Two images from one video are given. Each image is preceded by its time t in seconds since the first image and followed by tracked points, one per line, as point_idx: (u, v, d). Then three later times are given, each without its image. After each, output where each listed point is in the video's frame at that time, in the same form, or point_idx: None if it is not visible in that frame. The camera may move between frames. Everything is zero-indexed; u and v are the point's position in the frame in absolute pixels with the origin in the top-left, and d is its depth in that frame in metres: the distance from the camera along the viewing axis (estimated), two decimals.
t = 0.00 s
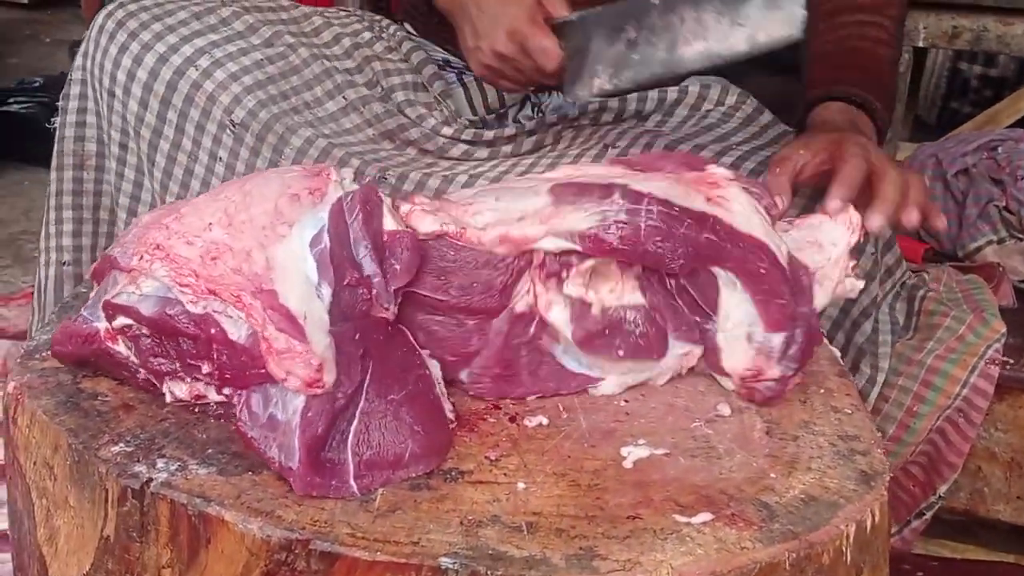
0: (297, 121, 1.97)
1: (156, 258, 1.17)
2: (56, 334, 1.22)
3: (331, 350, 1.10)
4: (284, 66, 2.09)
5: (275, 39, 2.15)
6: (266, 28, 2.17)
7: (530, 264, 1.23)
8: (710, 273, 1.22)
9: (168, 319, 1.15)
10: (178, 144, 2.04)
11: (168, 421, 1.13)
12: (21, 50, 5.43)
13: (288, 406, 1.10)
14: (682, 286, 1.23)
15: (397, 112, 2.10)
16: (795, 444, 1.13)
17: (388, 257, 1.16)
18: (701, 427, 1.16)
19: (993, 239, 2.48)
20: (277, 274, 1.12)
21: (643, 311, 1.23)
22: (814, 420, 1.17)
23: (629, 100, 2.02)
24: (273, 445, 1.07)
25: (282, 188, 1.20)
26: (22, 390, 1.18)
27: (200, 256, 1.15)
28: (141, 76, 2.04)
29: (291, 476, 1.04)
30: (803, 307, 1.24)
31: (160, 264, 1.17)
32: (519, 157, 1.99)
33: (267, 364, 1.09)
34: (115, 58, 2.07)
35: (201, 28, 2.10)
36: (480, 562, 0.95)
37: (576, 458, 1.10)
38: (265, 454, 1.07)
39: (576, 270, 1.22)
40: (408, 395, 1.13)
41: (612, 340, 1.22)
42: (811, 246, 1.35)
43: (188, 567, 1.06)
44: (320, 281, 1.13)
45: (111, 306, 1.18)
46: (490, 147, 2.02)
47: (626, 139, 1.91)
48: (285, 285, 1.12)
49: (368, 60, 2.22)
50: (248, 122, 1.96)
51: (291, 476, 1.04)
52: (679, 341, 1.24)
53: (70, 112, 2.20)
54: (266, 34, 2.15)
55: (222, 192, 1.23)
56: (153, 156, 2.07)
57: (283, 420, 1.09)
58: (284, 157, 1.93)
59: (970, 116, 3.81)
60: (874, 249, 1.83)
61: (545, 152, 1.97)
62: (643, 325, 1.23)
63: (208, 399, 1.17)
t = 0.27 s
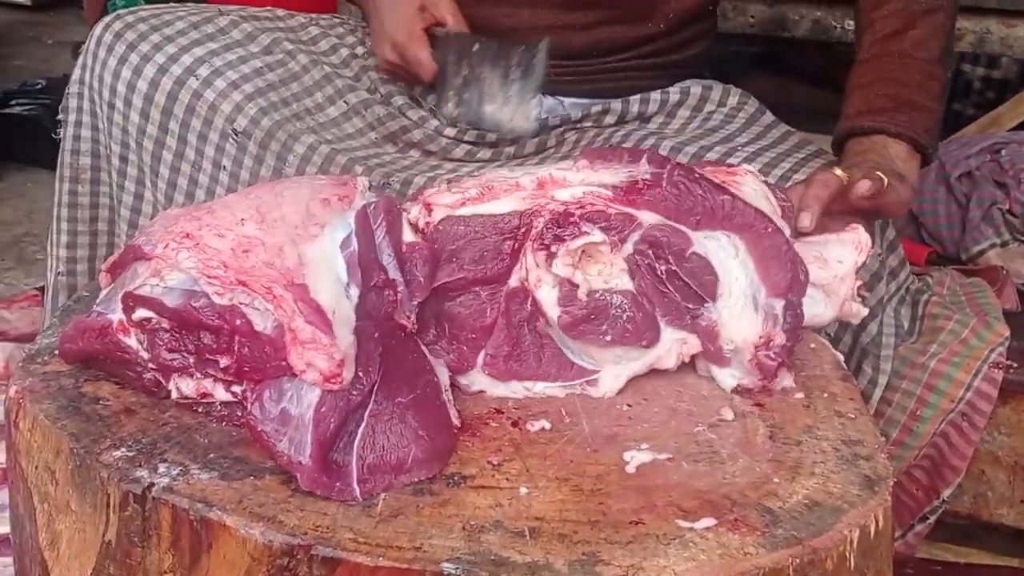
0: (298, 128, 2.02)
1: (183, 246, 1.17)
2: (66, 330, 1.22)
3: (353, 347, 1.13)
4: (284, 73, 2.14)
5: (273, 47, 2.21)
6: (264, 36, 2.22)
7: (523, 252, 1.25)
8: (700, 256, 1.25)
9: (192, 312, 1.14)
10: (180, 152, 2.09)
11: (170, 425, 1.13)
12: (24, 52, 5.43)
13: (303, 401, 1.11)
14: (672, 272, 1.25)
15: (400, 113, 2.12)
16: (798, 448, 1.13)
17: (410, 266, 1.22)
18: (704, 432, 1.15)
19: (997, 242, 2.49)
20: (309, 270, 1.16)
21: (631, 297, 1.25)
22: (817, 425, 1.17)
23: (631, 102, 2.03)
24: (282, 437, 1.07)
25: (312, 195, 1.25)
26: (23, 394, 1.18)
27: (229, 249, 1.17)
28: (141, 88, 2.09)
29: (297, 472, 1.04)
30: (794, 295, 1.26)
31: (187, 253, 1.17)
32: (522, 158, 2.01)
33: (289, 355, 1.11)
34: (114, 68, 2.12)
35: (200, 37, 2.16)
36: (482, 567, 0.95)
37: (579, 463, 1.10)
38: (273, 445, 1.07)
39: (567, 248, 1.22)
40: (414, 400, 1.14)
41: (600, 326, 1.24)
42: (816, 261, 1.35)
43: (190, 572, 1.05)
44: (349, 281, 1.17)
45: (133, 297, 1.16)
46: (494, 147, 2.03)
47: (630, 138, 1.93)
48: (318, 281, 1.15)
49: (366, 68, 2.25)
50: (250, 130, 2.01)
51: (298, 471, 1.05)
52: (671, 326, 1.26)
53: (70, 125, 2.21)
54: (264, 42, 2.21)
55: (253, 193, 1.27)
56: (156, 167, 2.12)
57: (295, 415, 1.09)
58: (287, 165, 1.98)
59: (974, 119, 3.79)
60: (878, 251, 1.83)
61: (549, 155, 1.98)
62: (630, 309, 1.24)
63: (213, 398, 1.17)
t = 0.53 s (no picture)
0: (299, 130, 2.03)
1: (187, 247, 1.18)
2: (73, 329, 1.21)
3: (356, 348, 1.14)
4: (285, 78, 2.17)
5: (274, 52, 2.24)
6: (265, 42, 2.26)
7: (524, 242, 1.26)
8: (700, 243, 1.25)
9: (197, 311, 1.15)
10: (182, 157, 2.12)
11: (175, 426, 1.14)
12: (27, 54, 5.44)
13: (307, 400, 1.11)
14: (672, 261, 1.25)
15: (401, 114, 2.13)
16: (800, 450, 1.13)
17: (416, 269, 1.22)
18: (706, 434, 1.16)
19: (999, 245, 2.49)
20: (313, 272, 1.16)
21: (630, 281, 1.25)
22: (820, 426, 1.17)
23: (632, 104, 2.03)
24: (286, 437, 1.08)
25: (317, 196, 1.26)
26: (28, 395, 1.18)
27: (234, 249, 1.17)
28: (142, 93, 2.13)
29: (301, 470, 1.05)
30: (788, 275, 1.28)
31: (191, 254, 1.17)
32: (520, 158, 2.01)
33: (293, 354, 1.11)
34: (116, 74, 2.16)
35: (201, 43, 2.20)
36: (485, 567, 0.95)
37: (582, 465, 1.10)
38: (277, 444, 1.08)
39: (568, 230, 1.24)
40: (419, 401, 1.14)
41: (600, 311, 1.25)
42: (817, 260, 1.36)
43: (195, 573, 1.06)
44: (353, 282, 1.18)
45: (139, 297, 1.18)
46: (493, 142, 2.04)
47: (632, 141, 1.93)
48: (321, 280, 1.16)
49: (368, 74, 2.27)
50: (251, 134, 2.03)
51: (301, 470, 1.05)
52: (671, 315, 1.27)
53: (70, 131, 2.24)
54: (265, 48, 2.24)
55: (258, 195, 1.27)
56: (158, 173, 2.15)
57: (300, 414, 1.10)
58: (289, 168, 1.99)
59: (975, 121, 3.81)
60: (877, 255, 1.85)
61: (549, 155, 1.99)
62: (629, 294, 1.25)
63: (218, 399, 1.17)
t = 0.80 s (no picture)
0: (300, 133, 2.03)
1: (191, 248, 1.18)
2: (76, 330, 1.22)
3: (362, 347, 1.14)
4: (284, 82, 2.18)
5: (273, 57, 2.25)
6: (264, 46, 2.27)
7: (523, 239, 1.28)
8: (700, 240, 1.27)
9: (201, 311, 1.16)
10: (182, 161, 2.13)
11: (177, 427, 1.14)
12: (28, 56, 5.45)
13: (311, 399, 1.12)
14: (671, 259, 1.27)
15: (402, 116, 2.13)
16: (800, 452, 1.13)
17: (419, 270, 1.24)
18: (707, 436, 1.16)
19: (999, 248, 2.50)
20: (317, 270, 1.17)
21: (629, 278, 1.27)
22: (820, 429, 1.18)
23: (630, 104, 2.03)
24: (289, 436, 1.08)
25: (320, 197, 1.25)
26: (29, 395, 1.18)
27: (238, 250, 1.18)
28: (142, 97, 2.14)
29: (304, 469, 1.05)
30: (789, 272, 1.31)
31: (195, 254, 1.18)
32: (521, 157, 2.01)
33: (297, 354, 1.12)
34: (115, 79, 2.18)
35: (200, 47, 2.20)
36: (486, 568, 0.95)
37: (583, 467, 1.10)
38: (280, 444, 1.08)
39: (566, 226, 1.26)
40: (421, 401, 1.15)
41: (598, 308, 1.27)
42: (822, 264, 1.38)
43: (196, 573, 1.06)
44: (357, 281, 1.18)
45: (144, 297, 1.19)
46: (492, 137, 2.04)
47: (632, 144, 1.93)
48: (326, 279, 1.16)
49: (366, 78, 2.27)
50: (252, 138, 2.03)
51: (304, 469, 1.06)
52: (672, 311, 1.29)
53: (70, 136, 2.26)
54: (264, 52, 2.25)
55: (261, 196, 1.27)
56: (158, 176, 2.16)
57: (303, 413, 1.10)
58: (289, 170, 1.99)
59: (975, 125, 3.81)
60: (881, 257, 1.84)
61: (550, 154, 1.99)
62: (628, 290, 1.27)
63: (220, 399, 1.17)
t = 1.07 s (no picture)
0: (304, 137, 2.02)
1: (203, 251, 1.18)
2: (86, 333, 1.23)
3: (374, 351, 1.15)
4: (291, 88, 2.18)
5: (280, 62, 2.25)
6: (272, 51, 2.28)
7: (532, 246, 1.29)
8: (705, 249, 1.27)
9: (214, 314, 1.16)
10: (188, 165, 2.14)
11: (187, 430, 1.14)
12: (32, 58, 5.45)
13: (323, 401, 1.12)
14: (677, 265, 1.27)
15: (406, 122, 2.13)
16: (809, 458, 1.14)
17: (429, 275, 1.24)
18: (716, 441, 1.16)
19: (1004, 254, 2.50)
20: (330, 274, 1.18)
21: (636, 285, 1.28)
22: (829, 434, 1.18)
23: (635, 110, 2.03)
24: (302, 438, 1.08)
25: (331, 202, 1.27)
26: (40, 398, 1.18)
27: (250, 253, 1.18)
28: (150, 100, 2.15)
29: (316, 471, 1.05)
30: (797, 289, 1.30)
31: (208, 257, 1.18)
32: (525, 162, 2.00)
33: (310, 356, 1.13)
34: (124, 83, 2.19)
35: (207, 51, 2.21)
36: (497, 572, 0.96)
37: (592, 472, 1.10)
38: (292, 446, 1.08)
39: (575, 235, 1.27)
40: (432, 405, 1.15)
41: (604, 313, 1.27)
42: (830, 272, 1.38)
43: None
44: (369, 286, 1.19)
45: (156, 300, 1.19)
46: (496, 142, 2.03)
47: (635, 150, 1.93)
48: (337, 282, 1.17)
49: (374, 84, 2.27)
50: (257, 141, 2.03)
51: (318, 471, 1.06)
52: (677, 322, 1.29)
53: (78, 139, 2.28)
54: (272, 57, 2.25)
55: (272, 201, 1.28)
56: (165, 180, 2.17)
57: (315, 416, 1.11)
58: (293, 173, 1.98)
59: (977, 131, 3.85)
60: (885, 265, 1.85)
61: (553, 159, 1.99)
62: (635, 297, 1.27)
63: (231, 402, 1.17)
